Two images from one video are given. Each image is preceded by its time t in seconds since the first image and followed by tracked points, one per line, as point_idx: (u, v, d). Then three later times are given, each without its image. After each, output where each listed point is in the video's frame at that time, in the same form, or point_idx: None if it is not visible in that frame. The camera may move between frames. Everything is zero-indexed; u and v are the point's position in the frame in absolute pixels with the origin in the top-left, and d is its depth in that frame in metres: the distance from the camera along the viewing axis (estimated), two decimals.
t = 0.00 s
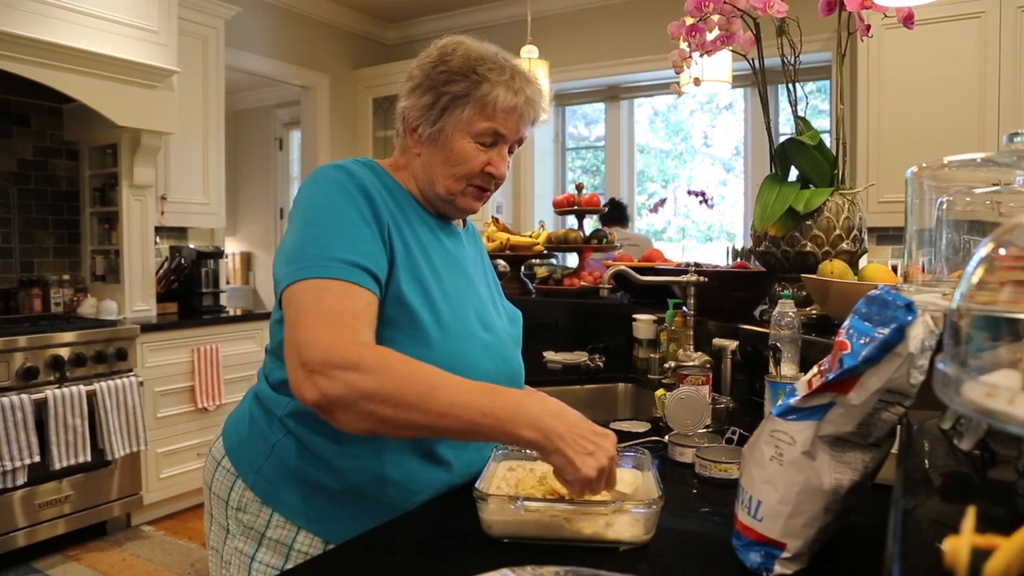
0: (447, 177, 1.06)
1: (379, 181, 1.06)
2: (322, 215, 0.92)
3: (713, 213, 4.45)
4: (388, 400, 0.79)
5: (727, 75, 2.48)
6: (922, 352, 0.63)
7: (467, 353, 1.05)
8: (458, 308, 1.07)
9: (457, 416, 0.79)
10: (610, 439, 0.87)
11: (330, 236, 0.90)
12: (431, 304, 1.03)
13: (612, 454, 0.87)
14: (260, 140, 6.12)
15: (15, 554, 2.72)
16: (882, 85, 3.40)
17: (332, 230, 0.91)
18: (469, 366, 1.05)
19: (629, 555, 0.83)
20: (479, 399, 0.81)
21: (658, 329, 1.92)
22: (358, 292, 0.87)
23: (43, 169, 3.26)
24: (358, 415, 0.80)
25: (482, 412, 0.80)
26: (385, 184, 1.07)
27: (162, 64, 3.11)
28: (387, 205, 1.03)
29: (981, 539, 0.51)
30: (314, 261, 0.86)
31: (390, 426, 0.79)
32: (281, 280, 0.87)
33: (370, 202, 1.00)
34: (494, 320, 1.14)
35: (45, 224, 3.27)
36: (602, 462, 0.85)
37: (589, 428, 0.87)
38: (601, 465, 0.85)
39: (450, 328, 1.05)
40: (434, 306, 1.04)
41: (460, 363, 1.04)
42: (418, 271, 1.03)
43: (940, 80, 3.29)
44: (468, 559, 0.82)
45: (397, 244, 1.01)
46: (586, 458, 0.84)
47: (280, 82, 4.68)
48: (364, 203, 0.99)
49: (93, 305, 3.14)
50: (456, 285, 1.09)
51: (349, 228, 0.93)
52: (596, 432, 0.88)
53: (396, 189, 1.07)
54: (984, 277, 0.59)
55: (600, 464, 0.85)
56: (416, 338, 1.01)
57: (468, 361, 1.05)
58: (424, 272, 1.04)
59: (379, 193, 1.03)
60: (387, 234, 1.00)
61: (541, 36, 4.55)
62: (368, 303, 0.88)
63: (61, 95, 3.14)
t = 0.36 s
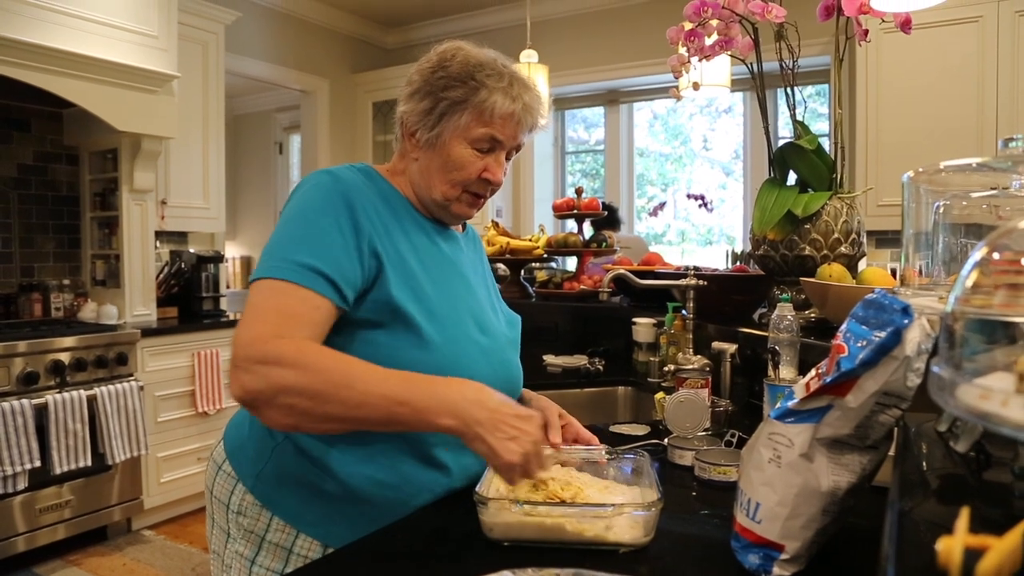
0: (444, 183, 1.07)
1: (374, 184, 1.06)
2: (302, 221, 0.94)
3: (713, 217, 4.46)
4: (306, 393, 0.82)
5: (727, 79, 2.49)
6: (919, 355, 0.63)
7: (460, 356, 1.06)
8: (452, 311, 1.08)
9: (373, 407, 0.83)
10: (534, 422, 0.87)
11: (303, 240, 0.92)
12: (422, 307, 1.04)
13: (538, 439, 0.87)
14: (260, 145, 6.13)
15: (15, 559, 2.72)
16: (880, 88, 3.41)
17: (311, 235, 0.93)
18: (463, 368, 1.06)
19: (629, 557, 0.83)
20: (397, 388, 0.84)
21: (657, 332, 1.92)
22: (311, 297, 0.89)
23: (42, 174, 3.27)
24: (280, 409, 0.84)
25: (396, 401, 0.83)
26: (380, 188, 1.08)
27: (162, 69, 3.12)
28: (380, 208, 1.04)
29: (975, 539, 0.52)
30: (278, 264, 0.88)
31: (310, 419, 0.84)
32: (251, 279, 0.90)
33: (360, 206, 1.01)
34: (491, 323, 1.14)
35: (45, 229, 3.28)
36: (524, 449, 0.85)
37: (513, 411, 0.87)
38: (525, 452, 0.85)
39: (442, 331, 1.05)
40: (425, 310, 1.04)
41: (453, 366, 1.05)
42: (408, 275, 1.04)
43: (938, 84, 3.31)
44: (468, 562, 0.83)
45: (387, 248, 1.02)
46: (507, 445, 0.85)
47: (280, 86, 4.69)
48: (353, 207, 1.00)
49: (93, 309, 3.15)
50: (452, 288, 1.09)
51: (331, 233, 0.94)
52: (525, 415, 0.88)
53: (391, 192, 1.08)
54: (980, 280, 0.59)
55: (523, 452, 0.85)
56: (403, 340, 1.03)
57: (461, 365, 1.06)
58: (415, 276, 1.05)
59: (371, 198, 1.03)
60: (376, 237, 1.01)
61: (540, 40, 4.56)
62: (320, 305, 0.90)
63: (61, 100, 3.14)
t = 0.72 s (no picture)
0: (431, 182, 1.07)
1: (360, 188, 1.08)
2: (279, 231, 0.96)
3: (712, 219, 4.47)
4: (277, 403, 0.85)
5: (727, 81, 2.50)
6: (917, 358, 0.64)
7: (446, 356, 1.05)
8: (439, 311, 1.07)
9: (340, 408, 0.85)
10: (498, 411, 0.88)
11: (276, 251, 0.94)
12: (407, 308, 1.04)
13: (506, 425, 0.88)
14: (260, 146, 6.14)
15: (14, 558, 2.72)
16: (880, 92, 3.42)
17: (285, 243, 0.95)
18: (450, 368, 1.06)
19: (629, 557, 0.84)
20: (359, 389, 0.86)
21: (656, 334, 1.93)
22: (281, 310, 0.92)
23: (42, 173, 3.27)
24: (257, 420, 0.87)
25: (362, 402, 0.86)
26: (367, 192, 1.09)
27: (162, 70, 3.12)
28: (363, 212, 1.05)
29: (971, 539, 0.52)
30: (250, 276, 0.91)
31: (287, 426, 0.86)
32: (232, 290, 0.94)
33: (341, 211, 1.02)
34: (483, 323, 1.14)
35: (45, 228, 3.28)
36: (490, 432, 0.86)
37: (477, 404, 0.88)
38: (491, 435, 0.86)
39: (428, 331, 1.05)
40: (409, 310, 1.04)
41: (439, 366, 1.05)
42: (390, 277, 1.05)
43: (937, 88, 3.31)
44: (468, 561, 0.84)
45: (368, 252, 1.03)
46: (472, 427, 0.86)
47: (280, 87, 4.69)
48: (333, 213, 1.01)
49: (92, 309, 3.15)
50: (439, 288, 1.09)
51: (305, 241, 0.96)
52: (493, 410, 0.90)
53: (378, 195, 1.09)
54: (977, 283, 0.60)
55: (489, 435, 0.86)
56: (388, 340, 1.03)
57: (448, 364, 1.05)
58: (398, 278, 1.05)
59: (354, 203, 1.05)
60: (356, 241, 1.02)
61: (540, 42, 4.57)
62: (292, 318, 0.93)
63: (62, 100, 3.15)
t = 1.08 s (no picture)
0: (424, 182, 1.07)
1: (354, 189, 1.08)
2: (276, 231, 0.97)
3: (712, 220, 4.46)
4: (281, 408, 0.86)
5: (726, 83, 2.50)
6: (917, 359, 0.64)
7: (442, 354, 1.05)
8: (434, 308, 1.07)
9: (341, 413, 0.86)
10: (497, 405, 0.90)
11: (272, 253, 0.95)
12: (402, 306, 1.04)
13: (504, 418, 0.89)
14: (259, 146, 6.14)
15: (13, 559, 2.71)
16: (880, 93, 3.42)
17: (280, 245, 0.96)
18: (445, 366, 1.05)
19: (629, 558, 0.84)
20: (363, 396, 0.87)
21: (656, 335, 1.93)
22: (284, 314, 0.93)
23: (43, 174, 3.27)
24: (262, 423, 0.88)
25: (363, 408, 0.86)
26: (362, 192, 1.09)
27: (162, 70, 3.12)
28: (357, 212, 1.05)
29: (971, 542, 0.52)
30: (249, 280, 0.92)
31: (290, 429, 0.87)
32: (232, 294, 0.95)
33: (334, 211, 1.02)
34: (479, 320, 1.13)
35: (45, 229, 3.28)
36: (487, 426, 0.87)
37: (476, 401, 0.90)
38: (488, 428, 0.87)
39: (423, 329, 1.05)
40: (404, 309, 1.04)
41: (435, 364, 1.04)
42: (385, 275, 1.05)
43: (936, 90, 3.32)
44: (469, 561, 0.84)
45: (362, 251, 1.04)
46: (470, 423, 0.87)
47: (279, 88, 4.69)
48: (327, 213, 1.01)
49: (92, 310, 3.15)
50: (434, 286, 1.09)
51: (299, 242, 0.97)
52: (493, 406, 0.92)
53: (372, 195, 1.09)
54: (977, 286, 0.60)
55: (487, 428, 0.87)
56: (386, 338, 1.03)
57: (443, 362, 1.05)
58: (392, 276, 1.05)
59: (351, 202, 1.05)
60: (350, 241, 1.02)
61: (539, 43, 4.57)
62: (295, 321, 0.94)
63: (62, 101, 3.15)
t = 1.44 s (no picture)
0: (422, 182, 1.07)
1: (353, 188, 1.08)
2: (273, 232, 0.97)
3: (712, 220, 4.46)
4: (269, 405, 0.87)
5: (726, 83, 2.50)
6: (918, 360, 0.64)
7: (443, 349, 1.05)
8: (435, 304, 1.07)
9: (327, 410, 0.87)
10: (477, 406, 0.89)
11: (269, 252, 0.95)
12: (402, 303, 1.04)
13: (482, 418, 0.88)
14: (259, 147, 6.14)
15: (13, 560, 2.71)
16: (880, 94, 3.42)
17: (277, 244, 0.96)
18: (447, 361, 1.05)
19: (631, 559, 0.84)
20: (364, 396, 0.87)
21: (656, 336, 1.93)
22: (283, 313, 0.93)
23: (43, 176, 3.27)
24: (252, 420, 0.89)
25: (348, 405, 0.87)
26: (361, 192, 1.09)
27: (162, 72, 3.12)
28: (356, 211, 1.05)
29: (974, 543, 0.52)
30: (246, 279, 0.93)
31: (279, 425, 0.88)
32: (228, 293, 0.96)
33: (333, 210, 1.02)
34: (480, 316, 1.13)
35: (45, 230, 3.28)
36: (463, 422, 0.87)
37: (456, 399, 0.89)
38: (463, 426, 0.86)
39: (424, 325, 1.05)
40: (404, 305, 1.04)
41: (436, 359, 1.04)
42: (384, 273, 1.05)
43: (936, 90, 3.32)
44: (469, 562, 0.84)
45: (360, 249, 1.04)
46: (446, 420, 0.87)
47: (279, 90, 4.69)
48: (325, 212, 1.01)
49: (92, 311, 3.15)
50: (435, 283, 1.09)
51: (296, 241, 0.97)
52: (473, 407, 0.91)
53: (371, 195, 1.09)
54: (979, 286, 0.60)
55: (462, 425, 0.86)
56: (387, 335, 1.03)
57: (445, 358, 1.05)
58: (392, 273, 1.05)
59: (349, 202, 1.05)
60: (348, 239, 1.02)
61: (540, 43, 4.57)
62: (291, 320, 0.94)
63: (62, 102, 3.15)
